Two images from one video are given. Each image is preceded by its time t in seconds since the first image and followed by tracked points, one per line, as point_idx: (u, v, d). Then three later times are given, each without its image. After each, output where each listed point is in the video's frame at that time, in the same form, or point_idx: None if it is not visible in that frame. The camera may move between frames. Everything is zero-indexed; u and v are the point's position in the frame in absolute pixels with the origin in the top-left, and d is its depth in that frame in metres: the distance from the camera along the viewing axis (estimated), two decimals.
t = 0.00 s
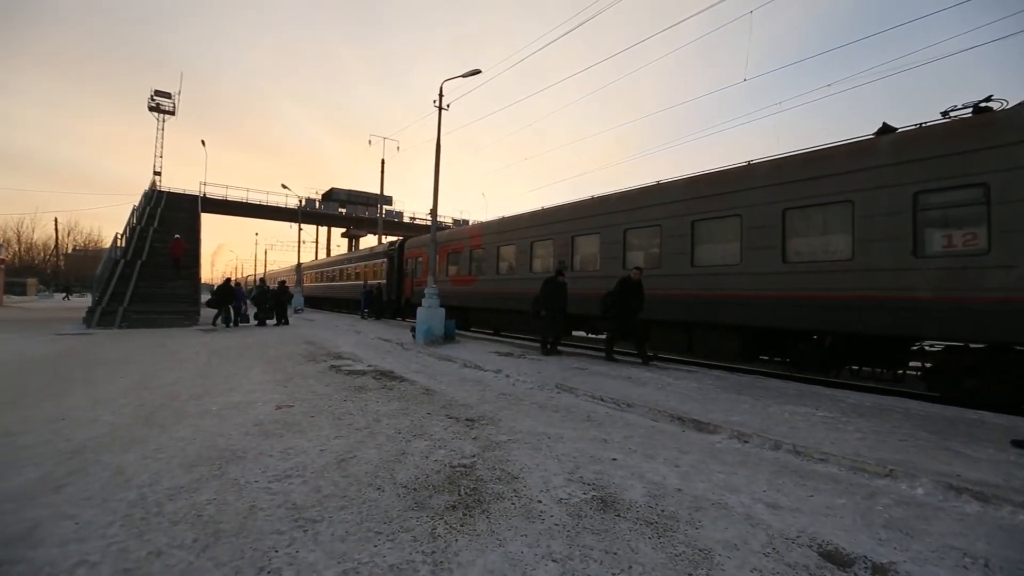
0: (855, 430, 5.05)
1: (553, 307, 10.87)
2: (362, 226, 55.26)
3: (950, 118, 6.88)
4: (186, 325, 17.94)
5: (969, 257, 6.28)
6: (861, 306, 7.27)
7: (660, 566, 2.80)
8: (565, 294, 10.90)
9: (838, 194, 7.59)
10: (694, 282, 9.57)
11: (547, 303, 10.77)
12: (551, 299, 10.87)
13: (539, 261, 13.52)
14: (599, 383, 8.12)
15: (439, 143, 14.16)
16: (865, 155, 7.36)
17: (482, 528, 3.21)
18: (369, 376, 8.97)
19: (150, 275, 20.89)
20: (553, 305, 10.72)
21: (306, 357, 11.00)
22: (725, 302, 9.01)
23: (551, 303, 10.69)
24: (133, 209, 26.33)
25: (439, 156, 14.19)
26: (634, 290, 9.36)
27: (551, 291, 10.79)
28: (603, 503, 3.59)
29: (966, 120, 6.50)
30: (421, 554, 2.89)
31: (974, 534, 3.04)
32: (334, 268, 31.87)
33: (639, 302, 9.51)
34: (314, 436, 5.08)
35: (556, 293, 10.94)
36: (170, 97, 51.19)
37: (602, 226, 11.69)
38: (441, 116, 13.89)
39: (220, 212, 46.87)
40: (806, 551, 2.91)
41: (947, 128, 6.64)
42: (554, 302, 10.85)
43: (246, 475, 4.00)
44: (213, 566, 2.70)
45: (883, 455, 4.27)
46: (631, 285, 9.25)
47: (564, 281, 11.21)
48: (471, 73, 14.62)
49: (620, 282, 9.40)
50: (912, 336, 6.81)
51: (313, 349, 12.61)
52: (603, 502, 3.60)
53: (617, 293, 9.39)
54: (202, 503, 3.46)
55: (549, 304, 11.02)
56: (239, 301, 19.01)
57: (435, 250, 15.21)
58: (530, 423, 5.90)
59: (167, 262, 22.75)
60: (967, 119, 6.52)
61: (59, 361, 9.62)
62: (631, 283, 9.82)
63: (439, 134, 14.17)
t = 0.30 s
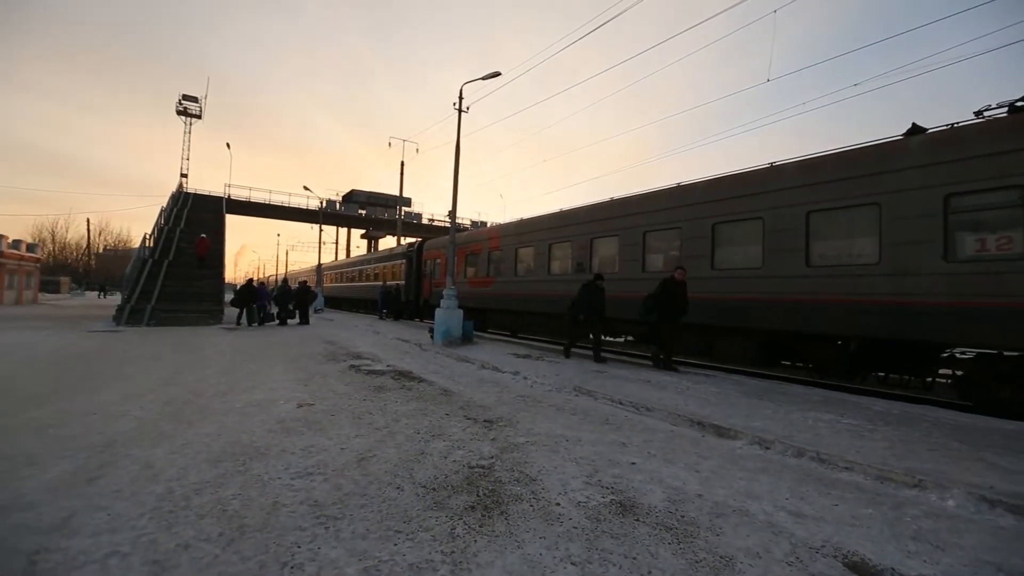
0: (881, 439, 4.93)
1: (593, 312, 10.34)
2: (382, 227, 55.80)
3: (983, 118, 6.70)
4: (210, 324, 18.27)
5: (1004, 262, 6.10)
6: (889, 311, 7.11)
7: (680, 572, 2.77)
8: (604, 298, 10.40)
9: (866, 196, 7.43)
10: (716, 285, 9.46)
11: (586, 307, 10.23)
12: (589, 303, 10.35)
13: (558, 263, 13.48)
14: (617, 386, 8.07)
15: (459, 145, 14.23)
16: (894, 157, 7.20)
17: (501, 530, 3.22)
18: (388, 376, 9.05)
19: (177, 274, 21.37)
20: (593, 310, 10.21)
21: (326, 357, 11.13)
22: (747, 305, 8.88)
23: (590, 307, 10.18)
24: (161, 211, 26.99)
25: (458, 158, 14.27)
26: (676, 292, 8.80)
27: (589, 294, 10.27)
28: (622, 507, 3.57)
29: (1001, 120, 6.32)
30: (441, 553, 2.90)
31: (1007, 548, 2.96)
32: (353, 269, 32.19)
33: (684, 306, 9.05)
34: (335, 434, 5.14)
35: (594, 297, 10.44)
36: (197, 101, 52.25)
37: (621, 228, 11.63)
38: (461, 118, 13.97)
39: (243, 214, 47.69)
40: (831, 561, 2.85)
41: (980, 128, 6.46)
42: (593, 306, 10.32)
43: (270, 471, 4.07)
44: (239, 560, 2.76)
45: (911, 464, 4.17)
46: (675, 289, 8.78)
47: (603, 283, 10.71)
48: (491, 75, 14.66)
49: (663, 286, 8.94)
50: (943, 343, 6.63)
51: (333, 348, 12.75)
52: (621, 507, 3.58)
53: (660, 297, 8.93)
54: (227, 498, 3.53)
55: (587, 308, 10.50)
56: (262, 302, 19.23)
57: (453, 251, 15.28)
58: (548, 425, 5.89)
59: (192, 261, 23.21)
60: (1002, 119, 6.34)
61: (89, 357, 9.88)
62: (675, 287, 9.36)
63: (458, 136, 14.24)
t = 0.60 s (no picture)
0: (911, 444, 4.81)
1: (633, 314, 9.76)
2: (401, 227, 56.24)
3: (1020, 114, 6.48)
4: (235, 322, 18.61)
5: None
6: (919, 313, 6.94)
7: None
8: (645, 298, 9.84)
9: (895, 194, 7.25)
10: (738, 285, 9.33)
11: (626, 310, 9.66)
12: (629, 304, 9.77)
13: (577, 263, 13.43)
14: (637, 388, 8.01)
15: (478, 146, 14.27)
16: (925, 155, 7.01)
17: (522, 529, 3.22)
18: (408, 375, 9.12)
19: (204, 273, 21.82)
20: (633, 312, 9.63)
21: (347, 355, 11.26)
22: (770, 306, 8.74)
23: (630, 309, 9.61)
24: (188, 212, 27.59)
25: (478, 158, 14.31)
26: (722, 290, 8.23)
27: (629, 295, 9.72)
28: (643, 508, 3.54)
29: None
30: (462, 551, 2.92)
31: None
32: (373, 269, 32.50)
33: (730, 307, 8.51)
34: (357, 432, 5.20)
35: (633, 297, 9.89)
36: (224, 105, 53.21)
37: (641, 228, 11.54)
38: (480, 119, 14.00)
39: (266, 214, 48.45)
40: (859, 567, 2.80)
41: (1017, 124, 6.25)
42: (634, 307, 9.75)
43: (294, 467, 4.13)
44: (265, 553, 2.80)
45: (943, 471, 4.06)
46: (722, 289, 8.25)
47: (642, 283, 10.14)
48: (510, 75, 14.67)
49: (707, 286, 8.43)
50: (976, 346, 6.44)
51: (355, 347, 12.89)
52: (643, 508, 3.55)
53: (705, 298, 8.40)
54: (254, 492, 3.59)
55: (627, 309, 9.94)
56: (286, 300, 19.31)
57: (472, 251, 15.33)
58: (568, 425, 5.88)
59: (218, 261, 23.69)
60: None
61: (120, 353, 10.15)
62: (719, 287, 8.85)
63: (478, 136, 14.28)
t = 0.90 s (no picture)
0: (934, 449, 4.72)
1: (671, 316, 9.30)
2: (414, 229, 56.55)
3: None
4: (252, 322, 18.84)
5: None
6: (942, 315, 6.81)
7: None
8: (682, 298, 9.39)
9: (916, 194, 7.13)
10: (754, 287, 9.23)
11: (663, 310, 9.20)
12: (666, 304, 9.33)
13: (590, 265, 13.39)
14: (652, 390, 7.96)
15: (492, 147, 14.30)
16: (948, 153, 6.88)
17: (537, 531, 3.21)
18: (422, 376, 9.17)
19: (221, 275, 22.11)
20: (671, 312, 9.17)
21: (362, 356, 11.35)
22: (789, 307, 8.62)
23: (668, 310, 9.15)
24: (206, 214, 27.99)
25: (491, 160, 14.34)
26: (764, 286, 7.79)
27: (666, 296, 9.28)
28: (658, 511, 3.52)
29: None
30: (477, 552, 2.92)
31: None
32: (387, 270, 32.69)
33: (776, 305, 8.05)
34: (372, 432, 5.24)
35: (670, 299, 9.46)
36: (240, 109, 53.87)
37: (655, 229, 11.47)
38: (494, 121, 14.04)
39: (282, 216, 48.96)
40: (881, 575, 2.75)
41: None
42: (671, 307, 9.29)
43: (311, 466, 4.17)
44: (284, 551, 2.83)
45: (967, 476, 3.99)
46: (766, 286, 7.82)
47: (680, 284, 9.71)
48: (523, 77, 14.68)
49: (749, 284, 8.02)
50: (1001, 349, 6.31)
51: (369, 348, 12.97)
52: (659, 511, 3.53)
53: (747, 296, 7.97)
54: (272, 491, 3.63)
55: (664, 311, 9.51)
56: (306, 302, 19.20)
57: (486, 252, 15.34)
58: (583, 427, 5.86)
59: (235, 262, 24.00)
60: None
61: (141, 353, 10.32)
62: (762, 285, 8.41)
63: (492, 138, 14.28)
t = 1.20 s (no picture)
0: (949, 450, 4.66)
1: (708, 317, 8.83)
2: (423, 229, 56.69)
3: None
4: (263, 322, 18.98)
5: None
6: (957, 314, 6.71)
7: None
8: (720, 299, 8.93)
9: (931, 191, 7.03)
10: (766, 286, 9.16)
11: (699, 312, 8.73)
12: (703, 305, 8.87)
13: (599, 264, 13.34)
14: (662, 389, 7.93)
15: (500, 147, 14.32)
16: (963, 150, 6.78)
17: (547, 530, 3.21)
18: (431, 376, 9.19)
19: (232, 276, 22.29)
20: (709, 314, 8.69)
21: (371, 356, 11.39)
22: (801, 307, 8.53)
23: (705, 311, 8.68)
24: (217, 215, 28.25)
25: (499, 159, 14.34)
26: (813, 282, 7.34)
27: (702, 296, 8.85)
28: (670, 512, 3.50)
29: None
30: (488, 551, 2.93)
31: None
32: (396, 270, 32.77)
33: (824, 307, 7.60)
34: (382, 432, 5.26)
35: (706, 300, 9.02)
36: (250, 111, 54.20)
37: (664, 228, 11.41)
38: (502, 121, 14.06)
39: (292, 217, 49.24)
40: None
41: None
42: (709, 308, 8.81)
43: (322, 465, 4.20)
44: (295, 549, 2.85)
45: (983, 478, 3.94)
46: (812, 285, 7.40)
47: (717, 285, 9.29)
48: (531, 76, 14.68)
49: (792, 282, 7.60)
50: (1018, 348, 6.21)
51: (379, 348, 13.02)
52: (669, 511, 3.51)
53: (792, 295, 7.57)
54: (284, 490, 3.66)
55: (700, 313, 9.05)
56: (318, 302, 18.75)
57: (494, 252, 15.34)
58: (592, 426, 5.85)
59: (246, 263, 24.18)
60: None
61: (154, 353, 10.43)
62: (807, 286, 7.98)
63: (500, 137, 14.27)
